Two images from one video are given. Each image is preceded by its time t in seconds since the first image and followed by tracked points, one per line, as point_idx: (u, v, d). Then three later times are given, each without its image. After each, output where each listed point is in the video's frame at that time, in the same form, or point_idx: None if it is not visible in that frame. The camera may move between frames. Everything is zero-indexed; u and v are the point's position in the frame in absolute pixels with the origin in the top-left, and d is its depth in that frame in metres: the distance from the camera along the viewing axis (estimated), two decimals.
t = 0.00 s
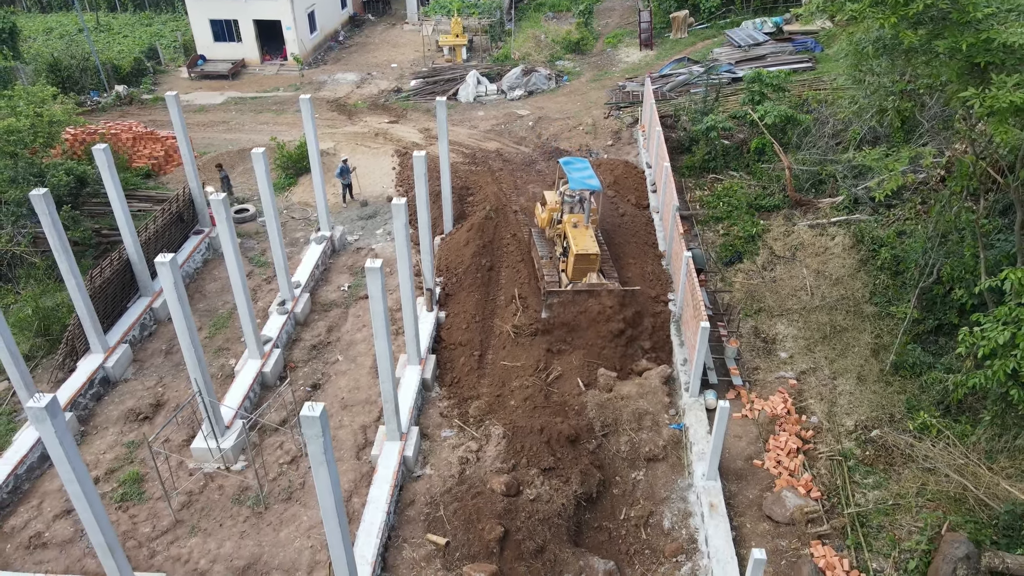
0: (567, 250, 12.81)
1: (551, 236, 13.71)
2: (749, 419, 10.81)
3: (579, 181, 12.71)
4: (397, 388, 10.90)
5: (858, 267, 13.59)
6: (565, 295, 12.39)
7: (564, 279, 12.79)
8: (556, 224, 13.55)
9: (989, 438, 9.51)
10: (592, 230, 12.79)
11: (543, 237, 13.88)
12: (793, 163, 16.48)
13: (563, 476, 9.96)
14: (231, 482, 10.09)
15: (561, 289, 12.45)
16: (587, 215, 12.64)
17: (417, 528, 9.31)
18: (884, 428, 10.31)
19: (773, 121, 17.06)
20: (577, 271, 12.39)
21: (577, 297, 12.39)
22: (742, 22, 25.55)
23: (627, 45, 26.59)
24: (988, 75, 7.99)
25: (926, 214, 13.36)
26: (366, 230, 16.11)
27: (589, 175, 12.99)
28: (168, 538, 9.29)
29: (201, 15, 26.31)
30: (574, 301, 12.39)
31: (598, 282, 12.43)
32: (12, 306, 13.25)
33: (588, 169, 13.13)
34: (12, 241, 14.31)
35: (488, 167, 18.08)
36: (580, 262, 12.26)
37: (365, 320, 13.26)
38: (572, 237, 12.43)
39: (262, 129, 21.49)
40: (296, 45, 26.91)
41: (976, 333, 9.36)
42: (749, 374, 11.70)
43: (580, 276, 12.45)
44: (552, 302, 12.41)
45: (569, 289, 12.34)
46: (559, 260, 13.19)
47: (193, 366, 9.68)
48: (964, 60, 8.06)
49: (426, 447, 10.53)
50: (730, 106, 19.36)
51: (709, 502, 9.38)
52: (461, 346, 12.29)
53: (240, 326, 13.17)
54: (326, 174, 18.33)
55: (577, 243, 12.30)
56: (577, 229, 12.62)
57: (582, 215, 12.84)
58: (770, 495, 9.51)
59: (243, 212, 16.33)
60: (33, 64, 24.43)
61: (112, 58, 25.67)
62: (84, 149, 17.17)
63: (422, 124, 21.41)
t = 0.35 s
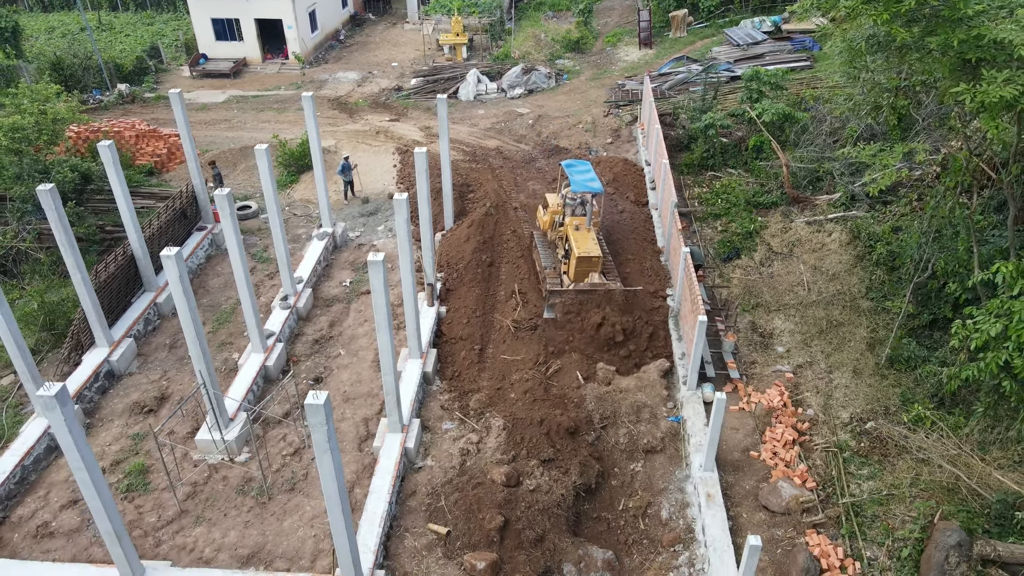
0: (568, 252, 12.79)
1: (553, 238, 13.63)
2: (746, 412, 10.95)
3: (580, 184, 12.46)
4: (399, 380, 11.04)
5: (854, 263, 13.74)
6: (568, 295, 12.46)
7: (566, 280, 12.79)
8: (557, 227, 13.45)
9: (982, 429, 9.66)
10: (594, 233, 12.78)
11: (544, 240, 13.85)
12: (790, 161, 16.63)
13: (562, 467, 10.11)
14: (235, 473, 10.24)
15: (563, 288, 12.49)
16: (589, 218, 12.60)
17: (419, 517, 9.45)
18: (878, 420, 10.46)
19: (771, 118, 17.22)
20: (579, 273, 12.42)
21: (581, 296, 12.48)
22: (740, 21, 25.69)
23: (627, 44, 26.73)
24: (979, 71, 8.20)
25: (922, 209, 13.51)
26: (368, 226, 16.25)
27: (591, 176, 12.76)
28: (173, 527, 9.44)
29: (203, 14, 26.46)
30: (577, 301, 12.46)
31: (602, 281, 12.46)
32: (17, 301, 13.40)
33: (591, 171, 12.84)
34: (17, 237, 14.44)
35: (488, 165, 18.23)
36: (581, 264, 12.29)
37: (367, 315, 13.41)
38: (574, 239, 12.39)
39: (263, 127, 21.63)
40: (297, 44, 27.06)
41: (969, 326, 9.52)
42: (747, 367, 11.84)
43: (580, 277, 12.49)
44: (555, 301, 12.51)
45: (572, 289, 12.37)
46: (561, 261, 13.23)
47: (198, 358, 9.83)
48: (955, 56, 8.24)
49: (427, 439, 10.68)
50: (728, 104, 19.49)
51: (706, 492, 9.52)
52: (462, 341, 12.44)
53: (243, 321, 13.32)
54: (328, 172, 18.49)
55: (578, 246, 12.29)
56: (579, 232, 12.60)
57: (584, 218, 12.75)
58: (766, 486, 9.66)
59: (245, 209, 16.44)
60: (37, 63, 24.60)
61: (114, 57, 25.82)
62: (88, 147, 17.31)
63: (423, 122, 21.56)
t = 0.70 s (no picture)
0: (571, 253, 12.82)
1: (555, 240, 13.68)
2: (742, 403, 11.12)
3: (584, 185, 12.45)
4: (400, 372, 11.21)
5: (850, 257, 13.91)
6: (570, 295, 12.38)
7: (569, 280, 12.78)
8: (561, 228, 13.47)
9: (974, 419, 9.83)
10: (597, 234, 12.82)
11: (546, 241, 13.87)
12: (788, 157, 16.82)
13: (562, 457, 10.28)
14: (239, 462, 10.42)
15: (565, 288, 12.44)
16: (592, 219, 12.63)
17: (421, 505, 9.62)
18: (873, 411, 10.62)
19: (769, 116, 17.40)
20: (581, 273, 12.42)
21: (582, 296, 12.40)
22: (739, 19, 25.85)
23: (626, 43, 26.91)
24: (970, 67, 8.37)
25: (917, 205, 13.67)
26: (369, 222, 16.41)
27: (594, 178, 12.73)
28: (180, 515, 9.61)
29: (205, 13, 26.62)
30: (579, 300, 12.38)
31: (604, 280, 12.45)
32: (23, 295, 13.56)
33: (593, 173, 12.80)
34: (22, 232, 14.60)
35: (489, 162, 18.40)
36: (584, 265, 12.30)
37: (369, 309, 13.58)
38: (576, 240, 12.43)
39: (265, 124, 21.80)
40: (299, 43, 27.24)
41: (961, 317, 9.70)
42: (744, 360, 12.01)
43: (582, 277, 12.50)
44: (557, 299, 12.46)
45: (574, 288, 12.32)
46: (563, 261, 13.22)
47: (204, 349, 10.00)
48: (946, 52, 8.41)
49: (429, 429, 10.84)
50: (727, 101, 19.66)
51: (703, 480, 9.69)
52: (463, 333, 12.61)
53: (247, 314, 13.49)
54: (330, 169, 18.66)
55: (581, 246, 12.33)
56: (581, 233, 12.62)
57: (586, 219, 12.75)
58: (762, 474, 9.84)
59: (247, 205, 16.58)
60: (40, 61, 24.77)
61: (118, 55, 26.02)
62: (92, 143, 17.48)
63: (424, 120, 21.72)
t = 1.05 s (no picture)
0: (573, 251, 12.88)
1: (557, 239, 13.74)
2: (738, 391, 11.36)
3: (586, 183, 12.80)
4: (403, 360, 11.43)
5: (846, 250, 14.13)
6: (572, 291, 12.49)
7: (570, 278, 12.86)
8: (563, 227, 13.59)
9: (964, 405, 10.06)
10: (598, 232, 12.87)
11: (548, 240, 13.92)
12: (785, 152, 17.08)
13: (561, 442, 10.51)
14: (246, 448, 10.65)
15: (567, 284, 12.53)
16: (593, 217, 12.69)
17: (423, 489, 9.84)
18: (866, 398, 10.84)
19: (766, 111, 17.64)
20: (583, 271, 12.45)
21: (584, 292, 12.51)
22: (737, 17, 26.07)
23: (626, 41, 27.15)
24: (959, 60, 8.60)
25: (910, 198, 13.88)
26: (372, 216, 16.63)
27: (595, 177, 13.10)
28: (188, 498, 9.83)
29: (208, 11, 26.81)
30: (582, 296, 12.49)
31: (606, 278, 12.56)
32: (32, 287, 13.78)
33: (595, 172, 13.20)
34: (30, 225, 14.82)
35: (490, 157, 18.62)
36: (586, 262, 12.31)
37: (372, 300, 13.81)
38: (578, 238, 12.48)
39: (268, 121, 22.03)
40: (301, 40, 27.47)
41: (951, 305, 9.93)
42: (740, 349, 12.25)
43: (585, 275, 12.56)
44: (559, 296, 12.55)
45: (576, 284, 12.42)
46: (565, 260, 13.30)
47: (211, 337, 10.22)
48: (936, 45, 8.65)
49: (431, 416, 11.06)
50: (724, 98, 19.88)
51: (699, 464, 9.92)
52: (464, 324, 12.84)
53: (252, 305, 13.72)
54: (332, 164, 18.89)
55: (583, 244, 12.38)
56: (583, 231, 12.66)
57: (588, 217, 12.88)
58: (757, 459, 10.06)
59: (251, 199, 16.78)
60: (44, 58, 24.98)
61: (121, 53, 26.25)
62: (98, 139, 17.70)
63: (425, 116, 21.95)
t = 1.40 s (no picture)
0: (575, 246, 13.00)
1: (559, 235, 13.86)
2: (733, 376, 11.65)
3: (587, 180, 12.72)
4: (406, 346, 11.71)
5: (840, 241, 14.41)
6: (574, 286, 12.54)
7: (572, 272, 12.86)
8: (564, 223, 13.72)
9: (953, 388, 10.36)
10: (600, 227, 13.02)
11: (551, 236, 14.07)
12: (781, 146, 17.33)
13: (561, 425, 10.80)
14: (254, 430, 10.93)
15: (569, 278, 12.57)
16: (595, 212, 12.86)
17: (426, 470, 10.12)
18: (858, 382, 11.11)
19: (762, 106, 17.93)
20: (585, 265, 12.51)
21: (587, 287, 12.54)
22: (735, 14, 26.34)
23: (625, 38, 27.42)
24: (946, 51, 8.90)
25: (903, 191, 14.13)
26: (374, 209, 16.90)
27: (596, 173, 13.00)
28: (198, 478, 10.11)
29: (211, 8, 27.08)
30: (584, 290, 12.53)
31: (608, 272, 12.58)
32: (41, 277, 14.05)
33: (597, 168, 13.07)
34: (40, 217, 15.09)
35: (490, 152, 18.90)
36: (588, 257, 12.42)
37: (375, 290, 14.09)
38: (580, 233, 12.62)
39: (272, 117, 22.30)
40: (303, 37, 27.77)
41: (940, 291, 10.21)
42: (736, 337, 12.53)
43: (587, 269, 12.60)
44: (562, 291, 12.63)
45: (579, 278, 12.46)
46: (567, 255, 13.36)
47: (219, 322, 10.51)
48: (924, 37, 8.95)
49: (434, 401, 11.33)
50: (722, 93, 20.17)
51: (694, 446, 10.20)
52: (466, 312, 13.11)
53: (258, 295, 14.00)
54: (335, 158, 19.17)
55: (585, 239, 12.50)
56: (585, 226, 12.81)
57: (589, 213, 13.05)
58: (751, 441, 10.36)
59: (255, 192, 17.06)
60: (50, 55, 25.27)
61: (126, 50, 26.53)
62: (105, 133, 17.97)
63: (427, 112, 22.23)
